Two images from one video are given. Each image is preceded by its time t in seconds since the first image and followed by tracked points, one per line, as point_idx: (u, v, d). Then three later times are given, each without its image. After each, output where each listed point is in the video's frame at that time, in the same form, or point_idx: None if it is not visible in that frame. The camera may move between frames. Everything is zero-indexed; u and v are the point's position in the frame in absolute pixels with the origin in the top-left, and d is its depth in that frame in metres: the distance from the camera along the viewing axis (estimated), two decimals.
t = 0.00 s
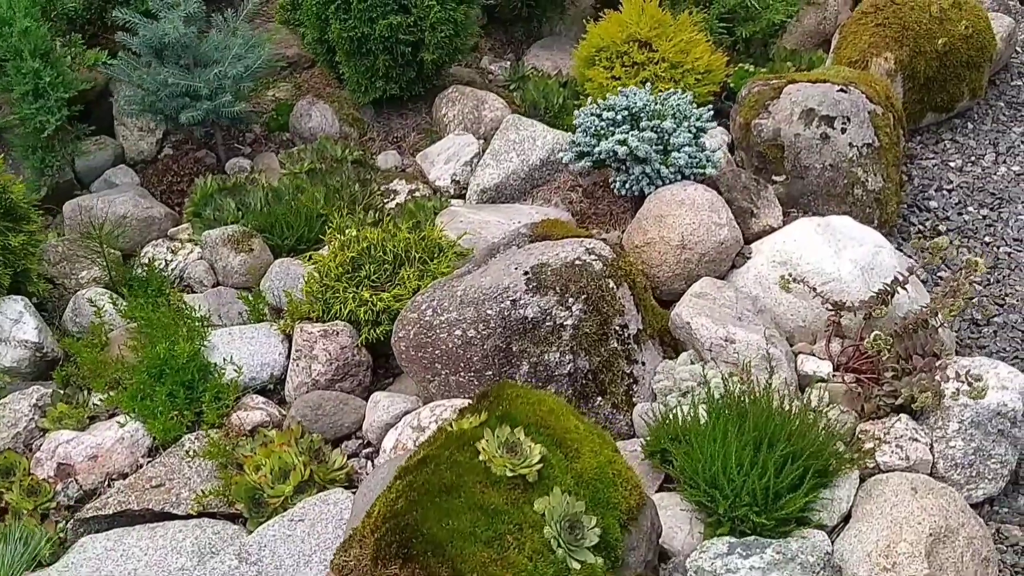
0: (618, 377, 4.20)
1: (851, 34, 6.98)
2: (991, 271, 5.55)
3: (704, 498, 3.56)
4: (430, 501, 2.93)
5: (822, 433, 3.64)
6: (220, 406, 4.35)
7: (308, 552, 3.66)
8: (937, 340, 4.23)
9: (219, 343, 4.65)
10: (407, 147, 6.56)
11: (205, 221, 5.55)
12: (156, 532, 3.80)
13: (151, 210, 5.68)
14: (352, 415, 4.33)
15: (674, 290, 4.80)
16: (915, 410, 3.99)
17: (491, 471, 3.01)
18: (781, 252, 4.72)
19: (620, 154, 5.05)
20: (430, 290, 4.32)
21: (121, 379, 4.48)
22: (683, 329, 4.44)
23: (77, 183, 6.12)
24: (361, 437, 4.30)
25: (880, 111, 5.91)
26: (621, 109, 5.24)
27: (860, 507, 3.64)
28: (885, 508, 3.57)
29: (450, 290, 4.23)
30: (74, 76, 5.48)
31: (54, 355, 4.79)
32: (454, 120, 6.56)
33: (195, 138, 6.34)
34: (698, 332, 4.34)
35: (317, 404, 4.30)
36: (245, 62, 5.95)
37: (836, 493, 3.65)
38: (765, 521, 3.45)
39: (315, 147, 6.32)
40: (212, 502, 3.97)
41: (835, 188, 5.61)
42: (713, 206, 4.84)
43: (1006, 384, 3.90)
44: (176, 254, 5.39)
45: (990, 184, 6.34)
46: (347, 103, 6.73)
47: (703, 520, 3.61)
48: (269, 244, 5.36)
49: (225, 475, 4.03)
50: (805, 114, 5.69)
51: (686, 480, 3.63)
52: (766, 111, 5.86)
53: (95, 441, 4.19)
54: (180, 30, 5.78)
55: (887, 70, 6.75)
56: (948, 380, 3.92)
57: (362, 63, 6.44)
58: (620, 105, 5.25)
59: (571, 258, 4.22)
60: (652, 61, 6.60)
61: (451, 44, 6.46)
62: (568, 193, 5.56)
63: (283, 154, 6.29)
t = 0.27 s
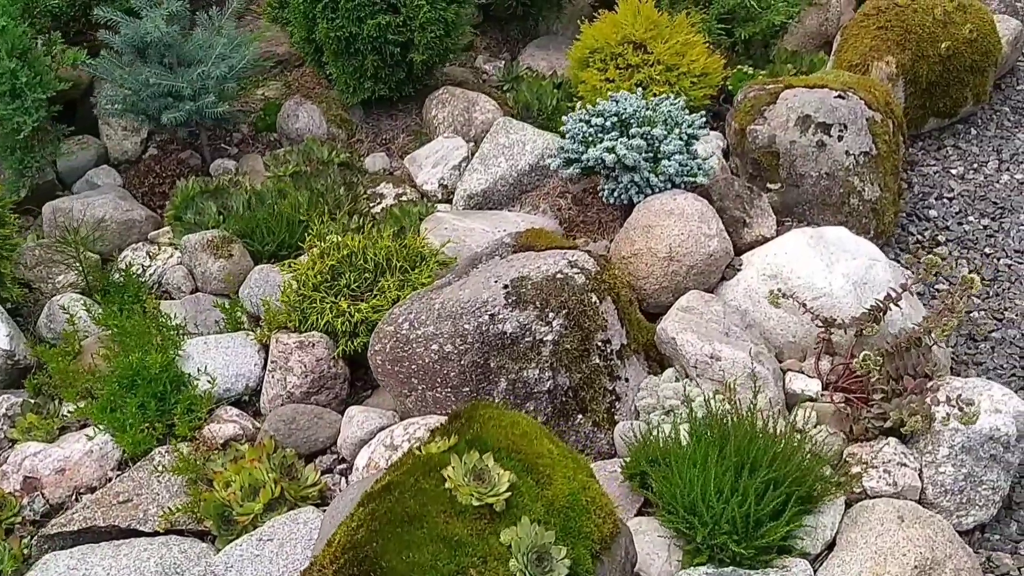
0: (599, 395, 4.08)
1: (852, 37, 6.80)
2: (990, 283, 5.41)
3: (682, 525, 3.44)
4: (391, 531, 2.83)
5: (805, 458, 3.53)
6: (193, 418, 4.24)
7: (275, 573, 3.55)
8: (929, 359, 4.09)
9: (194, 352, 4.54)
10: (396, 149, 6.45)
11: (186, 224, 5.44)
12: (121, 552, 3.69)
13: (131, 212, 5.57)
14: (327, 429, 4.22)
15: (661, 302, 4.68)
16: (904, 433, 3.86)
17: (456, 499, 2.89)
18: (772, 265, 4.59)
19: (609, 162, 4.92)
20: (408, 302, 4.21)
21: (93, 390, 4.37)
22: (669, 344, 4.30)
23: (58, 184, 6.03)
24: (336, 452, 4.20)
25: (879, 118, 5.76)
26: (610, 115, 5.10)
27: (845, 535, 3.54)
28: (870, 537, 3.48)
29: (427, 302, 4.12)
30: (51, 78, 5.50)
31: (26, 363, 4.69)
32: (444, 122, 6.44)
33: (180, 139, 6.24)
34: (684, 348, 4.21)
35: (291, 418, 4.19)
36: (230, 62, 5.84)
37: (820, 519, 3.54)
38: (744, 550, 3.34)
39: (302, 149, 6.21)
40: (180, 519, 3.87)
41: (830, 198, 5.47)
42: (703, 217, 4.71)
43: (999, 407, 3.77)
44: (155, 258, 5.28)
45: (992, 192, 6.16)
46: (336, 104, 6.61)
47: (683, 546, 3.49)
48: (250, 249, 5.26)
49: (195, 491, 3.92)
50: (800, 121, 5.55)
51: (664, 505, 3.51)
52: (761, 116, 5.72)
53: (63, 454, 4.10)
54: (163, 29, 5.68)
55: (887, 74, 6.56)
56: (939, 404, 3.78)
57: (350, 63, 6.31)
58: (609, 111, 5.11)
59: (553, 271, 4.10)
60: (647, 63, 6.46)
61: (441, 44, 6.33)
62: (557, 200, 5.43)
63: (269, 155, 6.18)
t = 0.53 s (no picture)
0: (593, 405, 3.99)
1: (864, 36, 6.67)
2: (1000, 292, 5.28)
3: (671, 542, 3.36)
4: (367, 549, 2.77)
5: (801, 475, 3.43)
6: (182, 425, 4.20)
7: None
8: (931, 372, 3.98)
9: (186, 357, 4.51)
10: (397, 149, 6.38)
11: (183, 225, 5.40)
12: (103, 560, 3.66)
13: (128, 213, 5.55)
14: (317, 437, 4.16)
15: (660, 310, 4.59)
16: (905, 449, 3.75)
17: (434, 517, 2.82)
18: (773, 273, 4.48)
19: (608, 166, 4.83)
20: (400, 309, 4.14)
21: (83, 394, 4.34)
22: (666, 353, 4.21)
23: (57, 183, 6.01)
24: (325, 460, 4.14)
25: (889, 121, 5.62)
26: (611, 118, 5.01)
27: (841, 555, 3.45)
28: (866, 557, 3.40)
29: (418, 310, 4.05)
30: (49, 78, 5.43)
31: (18, 366, 4.68)
32: (445, 123, 6.37)
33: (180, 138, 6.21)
34: (680, 358, 4.12)
35: (280, 425, 4.14)
36: (229, 62, 5.80)
37: (816, 538, 3.44)
38: (734, 570, 3.28)
39: (302, 149, 6.15)
40: (165, 527, 3.83)
41: (836, 202, 5.34)
42: (704, 223, 4.61)
43: (1003, 423, 3.65)
44: (151, 259, 5.24)
45: (1005, 197, 5.99)
46: (338, 103, 6.55)
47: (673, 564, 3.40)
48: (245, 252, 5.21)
49: (181, 499, 3.89)
50: (807, 124, 5.44)
51: (654, 522, 3.43)
52: (767, 119, 5.62)
53: (50, 459, 4.09)
54: (161, 28, 5.65)
55: (899, 75, 6.42)
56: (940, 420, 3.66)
57: (351, 62, 6.24)
58: (609, 114, 5.02)
59: (546, 278, 4.02)
60: (653, 63, 6.36)
61: (443, 44, 6.26)
62: (557, 203, 5.35)
63: (269, 155, 6.13)
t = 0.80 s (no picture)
0: (585, 415, 3.89)
1: (892, 35, 6.46)
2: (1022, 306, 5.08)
3: (656, 560, 3.24)
4: (329, 562, 2.69)
5: (794, 495, 3.31)
6: (172, 422, 4.17)
7: None
8: (940, 389, 3.80)
9: (180, 354, 4.49)
10: (408, 146, 6.31)
11: (187, 220, 5.39)
12: (83, 559, 3.63)
13: (135, 206, 5.55)
14: (306, 438, 4.11)
15: (661, 317, 4.47)
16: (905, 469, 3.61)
17: (401, 530, 2.74)
18: (779, 282, 4.34)
19: (613, 168, 4.71)
20: (391, 311, 4.06)
21: (77, 389, 4.33)
22: (664, 362, 4.09)
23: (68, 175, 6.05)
24: (313, 462, 4.09)
25: (912, 125, 5.41)
26: (619, 118, 4.89)
27: None
28: None
29: (409, 312, 3.96)
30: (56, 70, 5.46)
31: (16, 358, 4.71)
32: (457, 120, 6.28)
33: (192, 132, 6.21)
34: (677, 368, 4.00)
35: (269, 426, 4.09)
36: (238, 55, 5.77)
37: (806, 560, 3.35)
38: None
39: (311, 144, 6.11)
40: (148, 526, 3.80)
41: (853, 209, 5.15)
42: (710, 228, 4.47)
43: (1011, 445, 3.46)
44: (155, 254, 5.25)
45: None
46: (350, 98, 6.49)
47: None
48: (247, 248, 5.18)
49: (165, 499, 3.86)
50: (825, 126, 5.25)
51: (639, 538, 3.32)
52: (784, 121, 5.45)
53: (39, 454, 4.09)
54: (171, 21, 5.64)
55: (926, 77, 6.24)
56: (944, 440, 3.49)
57: (363, 57, 6.17)
58: (617, 114, 4.89)
59: (540, 283, 3.91)
60: (670, 61, 6.21)
61: (456, 40, 6.17)
62: (564, 203, 5.23)
63: (278, 150, 6.09)
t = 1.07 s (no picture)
0: (570, 423, 3.84)
1: (912, 41, 6.32)
2: None
3: None
4: (288, 568, 2.69)
5: (775, 515, 3.24)
6: (160, 416, 4.19)
7: None
8: (934, 410, 3.71)
9: (174, 348, 4.51)
10: (415, 143, 6.29)
11: (190, 213, 5.41)
12: (63, 554, 3.63)
13: (139, 198, 5.58)
14: (292, 437, 4.11)
15: (656, 325, 4.41)
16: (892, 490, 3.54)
17: (363, 539, 2.71)
18: (776, 293, 4.26)
19: (612, 172, 4.64)
20: (380, 313, 4.04)
21: (70, 379, 4.37)
22: (654, 372, 4.04)
23: (78, 165, 6.11)
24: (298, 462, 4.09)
25: (925, 133, 5.27)
26: (621, 121, 4.83)
27: None
28: None
29: (396, 315, 3.94)
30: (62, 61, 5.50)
31: (14, 347, 4.79)
32: (465, 118, 6.24)
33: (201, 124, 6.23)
34: (666, 379, 3.94)
35: (256, 424, 4.10)
36: (246, 49, 5.78)
37: None
38: None
39: (318, 140, 6.10)
40: (131, 521, 3.83)
41: (860, 219, 5.05)
42: (708, 236, 4.39)
43: (1004, 470, 3.37)
44: (157, 246, 5.28)
45: None
46: (360, 93, 6.47)
47: None
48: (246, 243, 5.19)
49: (148, 494, 3.88)
50: (834, 134, 5.14)
51: (613, 553, 3.27)
52: (794, 126, 5.35)
53: (28, 444, 4.15)
54: (180, 14, 5.66)
55: (946, 84, 6.11)
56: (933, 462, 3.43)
57: (372, 53, 6.15)
58: (619, 117, 4.83)
59: (528, 289, 3.87)
60: (682, 63, 6.12)
61: (466, 37, 6.13)
62: (566, 206, 5.17)
63: (285, 144, 6.10)
